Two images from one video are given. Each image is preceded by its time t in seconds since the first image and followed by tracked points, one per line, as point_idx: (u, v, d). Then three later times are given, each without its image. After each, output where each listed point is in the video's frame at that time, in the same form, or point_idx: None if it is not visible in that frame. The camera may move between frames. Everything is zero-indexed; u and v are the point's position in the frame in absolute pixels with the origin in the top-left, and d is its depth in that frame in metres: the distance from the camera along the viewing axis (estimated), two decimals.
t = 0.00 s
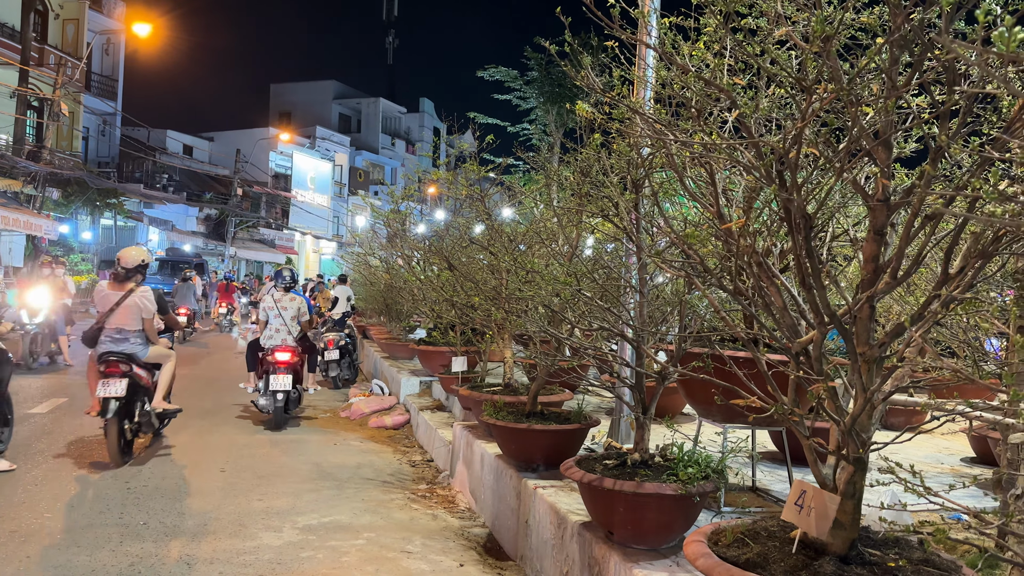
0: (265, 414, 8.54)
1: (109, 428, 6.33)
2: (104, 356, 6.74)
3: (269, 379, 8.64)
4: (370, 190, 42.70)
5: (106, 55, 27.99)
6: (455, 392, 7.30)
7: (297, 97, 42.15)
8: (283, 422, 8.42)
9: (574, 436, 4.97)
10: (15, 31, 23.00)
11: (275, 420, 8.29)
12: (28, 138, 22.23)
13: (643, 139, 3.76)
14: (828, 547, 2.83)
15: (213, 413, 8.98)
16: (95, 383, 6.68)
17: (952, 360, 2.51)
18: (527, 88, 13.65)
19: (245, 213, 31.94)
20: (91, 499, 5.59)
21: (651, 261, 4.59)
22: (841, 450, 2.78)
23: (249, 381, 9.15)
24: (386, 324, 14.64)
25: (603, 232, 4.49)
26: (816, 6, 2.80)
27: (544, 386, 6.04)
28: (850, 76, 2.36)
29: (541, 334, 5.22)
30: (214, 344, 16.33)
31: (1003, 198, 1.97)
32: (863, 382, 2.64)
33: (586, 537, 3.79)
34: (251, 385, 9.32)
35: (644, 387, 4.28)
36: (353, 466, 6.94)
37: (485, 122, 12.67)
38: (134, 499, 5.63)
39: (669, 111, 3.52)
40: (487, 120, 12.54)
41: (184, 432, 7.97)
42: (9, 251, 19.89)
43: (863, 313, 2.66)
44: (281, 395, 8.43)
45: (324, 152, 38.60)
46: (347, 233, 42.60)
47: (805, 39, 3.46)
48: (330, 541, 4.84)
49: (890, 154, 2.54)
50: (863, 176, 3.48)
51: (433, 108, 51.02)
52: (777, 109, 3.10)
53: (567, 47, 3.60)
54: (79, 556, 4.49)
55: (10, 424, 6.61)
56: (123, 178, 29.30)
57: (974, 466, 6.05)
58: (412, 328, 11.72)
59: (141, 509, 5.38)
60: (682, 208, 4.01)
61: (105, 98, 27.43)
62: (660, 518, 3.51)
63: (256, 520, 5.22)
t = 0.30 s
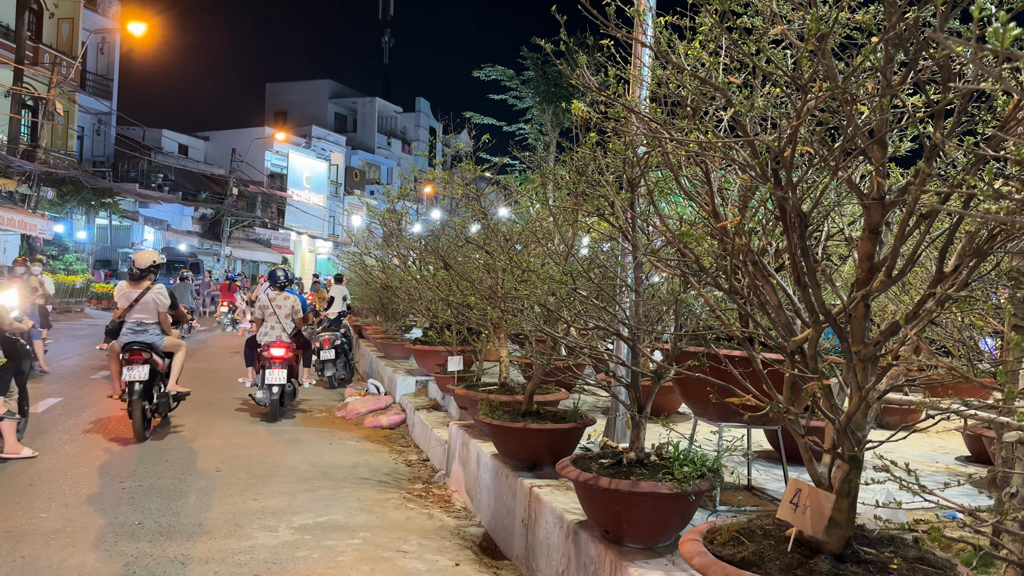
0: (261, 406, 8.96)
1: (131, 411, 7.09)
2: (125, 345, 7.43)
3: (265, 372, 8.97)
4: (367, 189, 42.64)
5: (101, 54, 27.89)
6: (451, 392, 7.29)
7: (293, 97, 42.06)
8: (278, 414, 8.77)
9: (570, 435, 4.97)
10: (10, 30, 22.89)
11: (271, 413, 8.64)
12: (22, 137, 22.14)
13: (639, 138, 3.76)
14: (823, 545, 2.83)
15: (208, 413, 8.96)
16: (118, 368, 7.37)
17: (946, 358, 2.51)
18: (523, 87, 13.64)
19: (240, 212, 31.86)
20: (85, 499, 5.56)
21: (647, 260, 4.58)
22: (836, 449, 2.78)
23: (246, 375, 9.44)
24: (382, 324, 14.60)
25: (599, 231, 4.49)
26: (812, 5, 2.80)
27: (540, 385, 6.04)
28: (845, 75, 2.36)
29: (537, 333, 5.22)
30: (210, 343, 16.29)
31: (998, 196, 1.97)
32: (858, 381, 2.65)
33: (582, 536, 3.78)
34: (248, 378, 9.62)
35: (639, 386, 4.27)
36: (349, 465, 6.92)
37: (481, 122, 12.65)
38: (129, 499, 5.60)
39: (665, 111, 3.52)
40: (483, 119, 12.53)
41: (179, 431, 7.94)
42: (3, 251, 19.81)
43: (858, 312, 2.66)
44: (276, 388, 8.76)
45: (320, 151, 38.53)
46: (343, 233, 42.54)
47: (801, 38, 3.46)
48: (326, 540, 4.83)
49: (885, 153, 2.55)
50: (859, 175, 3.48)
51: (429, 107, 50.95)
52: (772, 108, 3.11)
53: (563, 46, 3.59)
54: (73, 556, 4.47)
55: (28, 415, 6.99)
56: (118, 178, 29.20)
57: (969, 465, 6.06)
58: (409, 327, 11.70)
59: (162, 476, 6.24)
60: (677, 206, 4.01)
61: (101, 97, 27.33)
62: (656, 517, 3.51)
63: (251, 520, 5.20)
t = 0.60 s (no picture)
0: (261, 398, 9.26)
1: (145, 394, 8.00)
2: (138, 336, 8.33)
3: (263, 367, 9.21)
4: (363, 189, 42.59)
5: (96, 53, 27.80)
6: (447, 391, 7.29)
7: (289, 96, 41.97)
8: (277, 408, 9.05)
9: (566, 434, 4.97)
10: (5, 29, 22.80)
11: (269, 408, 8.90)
12: (17, 136, 22.05)
13: (636, 137, 3.76)
14: (821, 544, 2.82)
15: (203, 413, 8.93)
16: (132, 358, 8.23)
17: (944, 357, 2.51)
18: (519, 87, 13.64)
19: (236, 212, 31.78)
20: (81, 499, 5.54)
21: (644, 259, 4.58)
22: (833, 448, 2.78)
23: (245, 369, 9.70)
24: (378, 323, 14.59)
25: (596, 231, 4.49)
26: (809, 5, 2.81)
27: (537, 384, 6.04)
28: (843, 75, 2.36)
29: (534, 333, 5.22)
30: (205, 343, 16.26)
31: (997, 195, 1.98)
32: (856, 380, 2.65)
33: (579, 535, 3.79)
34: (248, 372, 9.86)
35: (636, 385, 4.27)
36: (345, 465, 6.90)
37: (478, 122, 12.64)
38: (124, 499, 5.58)
39: (662, 111, 3.53)
40: (480, 119, 12.51)
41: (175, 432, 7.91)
42: None
43: (856, 311, 2.66)
44: (274, 383, 9.03)
45: (315, 151, 38.47)
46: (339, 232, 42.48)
47: (797, 37, 3.46)
48: (322, 540, 4.82)
49: (882, 152, 2.55)
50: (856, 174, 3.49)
51: (425, 107, 50.90)
52: (769, 107, 3.11)
53: (560, 46, 3.58)
54: (69, 556, 4.45)
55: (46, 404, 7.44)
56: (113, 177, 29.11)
57: (966, 464, 6.08)
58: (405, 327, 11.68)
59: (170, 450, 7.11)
60: (674, 205, 4.01)
61: (96, 97, 27.24)
62: (653, 516, 3.51)
63: (247, 520, 5.19)
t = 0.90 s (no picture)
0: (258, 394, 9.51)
1: (145, 383, 8.74)
2: (141, 329, 8.97)
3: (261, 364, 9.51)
4: (359, 189, 42.56)
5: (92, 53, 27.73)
6: (444, 392, 7.28)
7: (285, 95, 41.86)
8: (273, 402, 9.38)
9: (564, 435, 4.97)
10: None
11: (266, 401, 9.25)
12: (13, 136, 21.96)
13: (633, 137, 3.76)
14: (818, 544, 2.83)
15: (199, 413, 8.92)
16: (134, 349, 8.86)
17: (941, 358, 2.52)
18: (516, 87, 13.63)
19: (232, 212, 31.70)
20: (77, 499, 5.53)
21: (642, 260, 4.58)
22: (830, 448, 2.78)
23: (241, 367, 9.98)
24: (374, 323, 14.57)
25: (593, 231, 4.48)
26: (807, 5, 2.81)
27: (534, 384, 6.03)
28: (840, 76, 2.35)
29: (531, 333, 5.22)
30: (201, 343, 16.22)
31: (994, 196, 1.98)
32: (853, 380, 2.65)
33: (576, 536, 3.79)
34: (244, 369, 10.15)
35: (634, 385, 4.27)
36: (342, 466, 6.89)
37: (475, 122, 12.62)
38: (121, 499, 5.57)
39: (659, 111, 3.53)
40: (476, 119, 12.50)
41: (171, 432, 7.89)
42: None
43: (853, 311, 2.67)
44: (272, 378, 9.33)
45: (311, 150, 38.38)
46: (335, 232, 42.49)
47: (794, 37, 3.46)
48: (319, 541, 4.81)
49: (879, 153, 2.55)
50: (853, 174, 3.49)
51: (422, 106, 50.85)
52: (767, 108, 3.11)
53: (557, 46, 3.57)
54: (64, 557, 4.44)
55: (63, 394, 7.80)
56: (109, 177, 29.03)
57: (962, 464, 6.10)
58: (401, 327, 11.67)
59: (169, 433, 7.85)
60: (671, 206, 4.01)
61: (91, 96, 27.15)
62: (650, 517, 3.51)
63: (244, 520, 5.18)
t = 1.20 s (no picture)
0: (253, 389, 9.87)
1: (145, 373, 9.38)
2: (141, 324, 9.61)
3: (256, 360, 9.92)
4: (356, 189, 42.52)
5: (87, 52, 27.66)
6: (441, 392, 7.27)
7: (282, 95, 41.79)
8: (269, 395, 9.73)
9: (562, 435, 4.97)
10: None
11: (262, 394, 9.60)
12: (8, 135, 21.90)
13: (630, 137, 3.76)
14: (814, 544, 2.83)
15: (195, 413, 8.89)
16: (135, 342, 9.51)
17: (937, 358, 2.52)
18: (513, 87, 13.62)
19: (229, 212, 31.64)
20: (73, 499, 5.51)
21: (639, 259, 4.58)
22: (827, 448, 2.78)
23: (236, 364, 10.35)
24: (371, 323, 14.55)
25: (590, 231, 4.49)
26: (804, 5, 2.81)
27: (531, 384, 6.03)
28: (837, 76, 2.36)
29: (528, 332, 5.22)
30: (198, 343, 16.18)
31: (990, 196, 1.98)
32: (850, 380, 2.65)
33: (573, 535, 3.79)
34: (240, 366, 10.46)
35: (631, 384, 4.27)
36: (338, 465, 6.88)
37: (472, 121, 12.61)
38: (117, 500, 5.55)
39: (656, 111, 3.53)
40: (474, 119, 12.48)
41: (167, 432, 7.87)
42: None
43: (850, 311, 2.67)
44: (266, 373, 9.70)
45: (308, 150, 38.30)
46: (332, 231, 42.45)
47: (791, 37, 3.47)
48: (316, 541, 4.80)
49: (876, 153, 2.55)
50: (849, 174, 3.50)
51: (418, 106, 50.80)
52: (763, 107, 3.12)
53: (555, 46, 3.57)
54: (60, 557, 4.43)
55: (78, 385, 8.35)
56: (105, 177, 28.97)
57: (958, 463, 6.11)
58: (398, 327, 11.65)
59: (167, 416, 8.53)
60: (668, 206, 4.02)
61: (87, 96, 27.09)
62: (647, 516, 3.52)
63: (241, 520, 5.17)
